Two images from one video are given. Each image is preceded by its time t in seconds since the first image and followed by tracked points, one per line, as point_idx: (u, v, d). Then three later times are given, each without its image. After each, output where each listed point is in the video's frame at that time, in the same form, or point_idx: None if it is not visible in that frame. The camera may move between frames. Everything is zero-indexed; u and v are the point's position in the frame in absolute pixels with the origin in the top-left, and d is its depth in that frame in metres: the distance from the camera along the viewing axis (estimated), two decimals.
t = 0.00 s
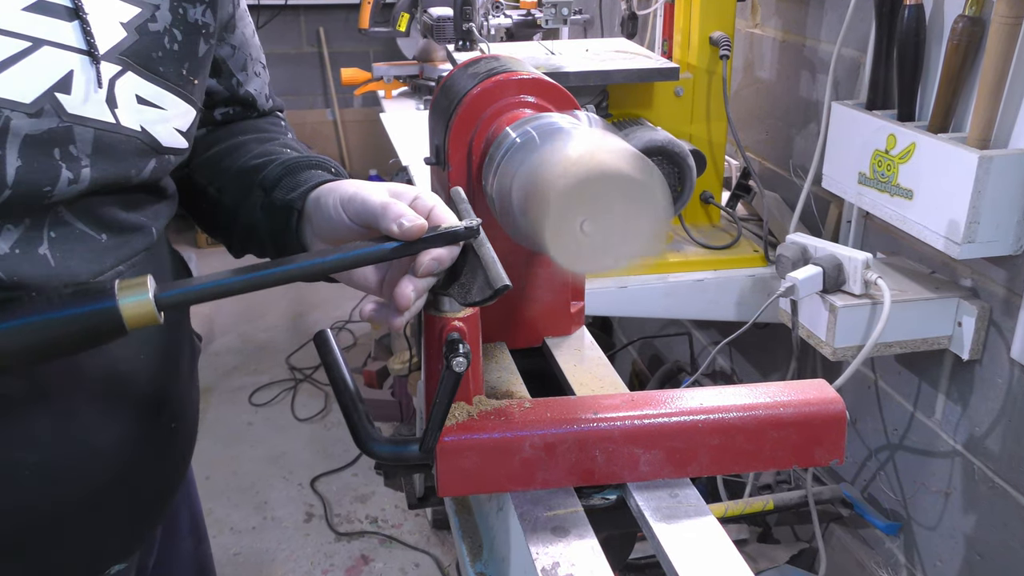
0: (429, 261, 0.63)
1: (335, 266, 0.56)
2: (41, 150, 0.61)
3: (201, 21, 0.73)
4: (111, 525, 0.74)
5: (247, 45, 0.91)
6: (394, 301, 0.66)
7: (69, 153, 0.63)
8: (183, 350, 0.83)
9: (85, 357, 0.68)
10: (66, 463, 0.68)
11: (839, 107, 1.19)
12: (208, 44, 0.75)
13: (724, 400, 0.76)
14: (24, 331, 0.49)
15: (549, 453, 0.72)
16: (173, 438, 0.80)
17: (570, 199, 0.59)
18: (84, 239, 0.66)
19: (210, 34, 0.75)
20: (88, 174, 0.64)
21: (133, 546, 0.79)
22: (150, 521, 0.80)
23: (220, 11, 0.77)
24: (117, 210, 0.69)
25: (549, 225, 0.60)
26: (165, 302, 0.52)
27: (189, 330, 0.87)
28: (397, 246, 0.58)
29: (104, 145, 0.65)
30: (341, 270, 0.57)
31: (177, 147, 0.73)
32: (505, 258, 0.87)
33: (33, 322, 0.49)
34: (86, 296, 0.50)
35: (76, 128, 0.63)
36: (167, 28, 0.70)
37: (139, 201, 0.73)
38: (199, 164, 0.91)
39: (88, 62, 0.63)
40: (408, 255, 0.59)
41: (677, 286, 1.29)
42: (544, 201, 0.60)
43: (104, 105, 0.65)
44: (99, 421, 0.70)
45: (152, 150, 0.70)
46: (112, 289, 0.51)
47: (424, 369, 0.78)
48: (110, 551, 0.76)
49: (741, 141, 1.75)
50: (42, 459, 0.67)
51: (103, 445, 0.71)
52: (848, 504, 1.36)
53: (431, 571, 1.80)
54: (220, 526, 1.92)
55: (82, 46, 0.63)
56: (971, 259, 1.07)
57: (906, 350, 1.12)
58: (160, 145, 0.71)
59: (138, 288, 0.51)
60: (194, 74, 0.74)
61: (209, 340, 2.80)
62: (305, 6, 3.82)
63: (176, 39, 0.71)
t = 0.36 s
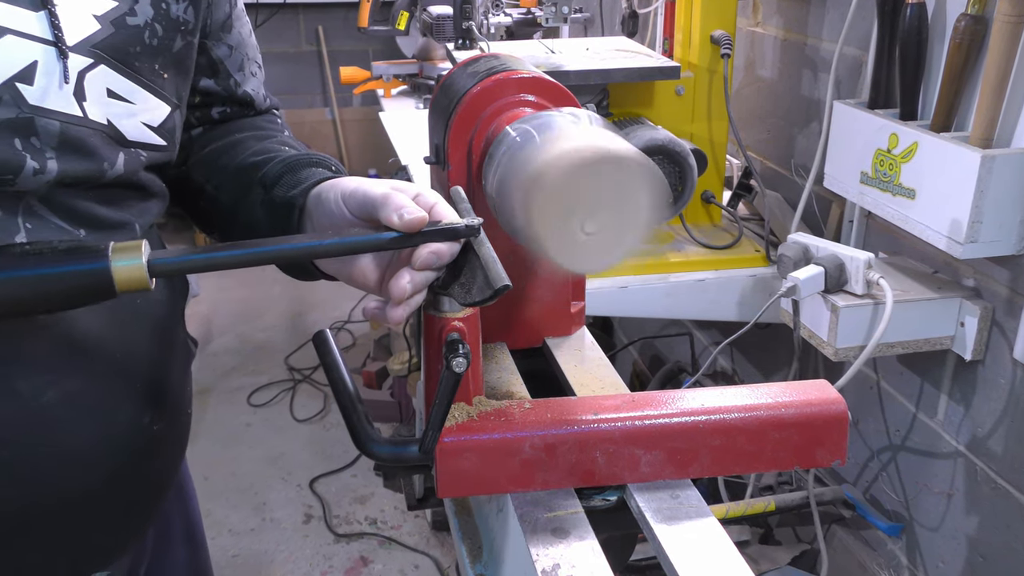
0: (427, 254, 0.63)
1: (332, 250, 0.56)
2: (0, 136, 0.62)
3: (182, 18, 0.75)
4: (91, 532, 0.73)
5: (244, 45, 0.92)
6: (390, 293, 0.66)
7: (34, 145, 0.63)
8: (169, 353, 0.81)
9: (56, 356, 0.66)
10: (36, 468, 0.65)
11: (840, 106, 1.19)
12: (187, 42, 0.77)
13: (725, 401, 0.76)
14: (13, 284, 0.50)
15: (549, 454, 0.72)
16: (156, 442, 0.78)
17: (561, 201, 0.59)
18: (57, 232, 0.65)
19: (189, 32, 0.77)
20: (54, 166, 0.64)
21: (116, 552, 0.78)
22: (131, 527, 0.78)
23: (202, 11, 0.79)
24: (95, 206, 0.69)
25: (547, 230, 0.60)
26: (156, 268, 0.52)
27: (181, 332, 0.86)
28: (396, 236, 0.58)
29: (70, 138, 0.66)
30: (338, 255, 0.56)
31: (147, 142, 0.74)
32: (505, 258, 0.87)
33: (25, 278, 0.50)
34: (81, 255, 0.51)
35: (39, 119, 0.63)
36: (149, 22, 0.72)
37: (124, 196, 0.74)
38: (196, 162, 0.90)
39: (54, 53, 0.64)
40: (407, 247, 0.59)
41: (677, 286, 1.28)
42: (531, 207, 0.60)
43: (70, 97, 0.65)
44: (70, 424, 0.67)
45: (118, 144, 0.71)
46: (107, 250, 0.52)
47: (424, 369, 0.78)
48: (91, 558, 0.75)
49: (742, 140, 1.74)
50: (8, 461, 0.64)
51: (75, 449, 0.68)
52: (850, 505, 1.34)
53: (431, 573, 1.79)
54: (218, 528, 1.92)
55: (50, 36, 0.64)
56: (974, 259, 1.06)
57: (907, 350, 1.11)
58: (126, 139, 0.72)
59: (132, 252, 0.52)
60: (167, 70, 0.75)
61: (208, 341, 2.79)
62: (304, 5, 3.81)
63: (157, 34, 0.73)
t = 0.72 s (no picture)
0: (426, 252, 0.63)
1: (332, 247, 0.55)
2: None
3: (167, 19, 0.75)
4: (73, 537, 0.72)
5: (239, 47, 0.91)
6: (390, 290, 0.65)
7: (12, 145, 0.63)
8: (163, 354, 0.80)
9: (31, 358, 0.65)
10: (13, 470, 0.65)
11: (841, 105, 1.18)
12: (173, 43, 0.76)
13: (727, 401, 0.75)
14: (13, 276, 0.50)
15: (549, 455, 0.71)
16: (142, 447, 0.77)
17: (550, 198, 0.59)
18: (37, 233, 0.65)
19: (176, 34, 0.76)
20: (32, 166, 0.64)
21: (100, 557, 0.77)
22: (117, 532, 0.77)
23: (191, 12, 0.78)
24: (77, 207, 0.69)
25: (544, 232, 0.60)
26: (156, 262, 0.52)
27: (175, 334, 0.85)
28: (396, 234, 0.58)
29: (49, 139, 0.66)
30: (339, 251, 0.56)
31: (133, 143, 0.73)
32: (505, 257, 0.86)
33: (25, 271, 0.50)
34: (80, 247, 0.51)
35: (16, 119, 0.63)
36: (134, 23, 0.71)
37: (110, 198, 0.73)
38: (192, 163, 0.89)
39: (34, 53, 0.64)
40: (406, 245, 0.59)
41: (678, 286, 1.27)
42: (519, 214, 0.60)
43: (49, 98, 0.65)
44: (48, 426, 0.66)
45: (100, 145, 0.70)
46: (105, 243, 0.51)
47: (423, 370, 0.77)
48: (73, 563, 0.74)
49: (744, 139, 1.74)
50: None
51: (55, 452, 0.67)
52: (851, 506, 1.32)
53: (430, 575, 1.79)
54: (216, 529, 1.91)
55: (28, 36, 0.64)
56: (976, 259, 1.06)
57: (909, 351, 1.10)
58: (108, 140, 0.71)
59: (132, 246, 0.51)
60: (151, 71, 0.75)
61: (207, 341, 2.79)
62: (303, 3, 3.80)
63: (142, 34, 0.72)
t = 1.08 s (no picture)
0: (426, 250, 0.62)
1: (334, 245, 0.55)
2: None
3: (162, 16, 0.74)
4: (66, 543, 0.71)
5: (237, 44, 0.91)
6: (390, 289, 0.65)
7: (5, 144, 0.63)
8: (160, 355, 0.79)
9: (27, 359, 0.64)
10: (11, 472, 0.64)
11: (844, 104, 1.18)
12: (168, 39, 0.76)
13: (728, 402, 0.74)
14: (14, 275, 0.49)
15: (549, 456, 0.71)
16: (138, 450, 0.76)
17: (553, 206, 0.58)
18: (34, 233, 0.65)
19: (170, 30, 0.76)
20: (27, 165, 0.64)
21: (96, 562, 0.76)
22: (112, 537, 0.76)
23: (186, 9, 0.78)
24: (74, 206, 0.68)
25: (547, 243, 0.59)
26: (157, 261, 0.52)
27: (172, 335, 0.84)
28: (397, 232, 0.57)
29: (43, 137, 0.65)
30: (340, 249, 0.56)
31: (127, 140, 0.73)
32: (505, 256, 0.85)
33: (25, 270, 0.49)
34: (81, 246, 0.50)
35: (10, 118, 0.62)
36: (128, 19, 0.71)
37: (105, 196, 0.72)
38: (190, 160, 0.89)
39: (27, 51, 0.64)
40: (406, 244, 0.58)
41: (679, 286, 1.27)
42: (516, 219, 0.59)
43: (43, 96, 0.65)
44: (47, 427, 0.66)
45: (95, 143, 0.70)
46: (108, 242, 0.51)
47: (422, 370, 0.77)
48: (68, 568, 0.73)
49: (745, 139, 1.73)
50: None
51: (53, 453, 0.67)
52: (854, 507, 1.31)
53: None
54: (214, 531, 1.90)
55: (21, 33, 0.63)
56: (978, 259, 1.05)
57: (912, 351, 1.10)
58: (103, 138, 0.70)
59: (133, 245, 0.51)
60: (146, 68, 0.75)
61: (205, 341, 2.78)
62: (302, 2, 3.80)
63: (136, 31, 0.72)
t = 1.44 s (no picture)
0: (426, 249, 0.62)
1: (336, 244, 0.54)
2: None
3: (161, 13, 0.73)
4: (64, 546, 0.70)
5: (237, 40, 0.90)
6: (389, 288, 0.64)
7: (4, 142, 0.62)
8: (158, 355, 0.79)
9: (26, 361, 0.64)
10: (11, 473, 0.64)
11: (846, 103, 1.17)
12: (166, 36, 0.75)
13: (729, 403, 0.74)
14: (13, 276, 0.48)
15: (550, 457, 0.70)
16: (138, 452, 0.76)
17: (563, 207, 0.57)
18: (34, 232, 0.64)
19: (169, 27, 0.75)
20: (26, 164, 0.63)
21: (94, 565, 0.75)
22: (110, 540, 0.76)
23: (184, 5, 0.77)
24: (74, 204, 0.68)
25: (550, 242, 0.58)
26: (157, 261, 0.51)
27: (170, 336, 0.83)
28: (398, 231, 0.56)
29: (41, 136, 0.64)
30: (342, 249, 0.55)
31: (126, 138, 0.72)
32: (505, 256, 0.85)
33: (26, 270, 0.49)
34: (82, 246, 0.50)
35: (9, 116, 0.62)
36: (127, 17, 0.70)
37: (105, 195, 0.72)
38: (189, 158, 0.88)
39: (25, 49, 0.63)
40: (408, 243, 0.57)
41: (680, 286, 1.26)
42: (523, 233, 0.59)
43: (42, 95, 0.64)
44: (47, 428, 0.65)
45: (95, 141, 0.69)
46: (109, 242, 0.50)
47: (422, 370, 0.76)
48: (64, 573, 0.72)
49: (746, 138, 1.72)
50: None
51: (53, 454, 0.66)
52: (855, 508, 1.30)
53: None
54: (213, 532, 1.90)
55: (19, 31, 0.62)
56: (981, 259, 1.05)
57: (914, 351, 1.09)
58: (102, 136, 0.70)
59: (134, 245, 0.50)
60: (145, 65, 0.74)
61: (204, 341, 2.77)
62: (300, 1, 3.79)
63: (134, 28, 0.71)
